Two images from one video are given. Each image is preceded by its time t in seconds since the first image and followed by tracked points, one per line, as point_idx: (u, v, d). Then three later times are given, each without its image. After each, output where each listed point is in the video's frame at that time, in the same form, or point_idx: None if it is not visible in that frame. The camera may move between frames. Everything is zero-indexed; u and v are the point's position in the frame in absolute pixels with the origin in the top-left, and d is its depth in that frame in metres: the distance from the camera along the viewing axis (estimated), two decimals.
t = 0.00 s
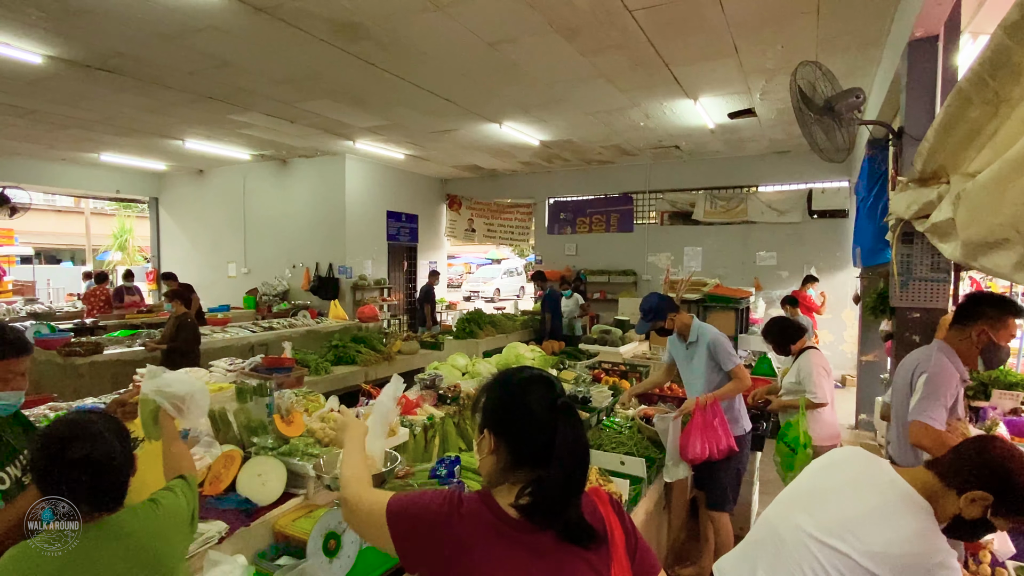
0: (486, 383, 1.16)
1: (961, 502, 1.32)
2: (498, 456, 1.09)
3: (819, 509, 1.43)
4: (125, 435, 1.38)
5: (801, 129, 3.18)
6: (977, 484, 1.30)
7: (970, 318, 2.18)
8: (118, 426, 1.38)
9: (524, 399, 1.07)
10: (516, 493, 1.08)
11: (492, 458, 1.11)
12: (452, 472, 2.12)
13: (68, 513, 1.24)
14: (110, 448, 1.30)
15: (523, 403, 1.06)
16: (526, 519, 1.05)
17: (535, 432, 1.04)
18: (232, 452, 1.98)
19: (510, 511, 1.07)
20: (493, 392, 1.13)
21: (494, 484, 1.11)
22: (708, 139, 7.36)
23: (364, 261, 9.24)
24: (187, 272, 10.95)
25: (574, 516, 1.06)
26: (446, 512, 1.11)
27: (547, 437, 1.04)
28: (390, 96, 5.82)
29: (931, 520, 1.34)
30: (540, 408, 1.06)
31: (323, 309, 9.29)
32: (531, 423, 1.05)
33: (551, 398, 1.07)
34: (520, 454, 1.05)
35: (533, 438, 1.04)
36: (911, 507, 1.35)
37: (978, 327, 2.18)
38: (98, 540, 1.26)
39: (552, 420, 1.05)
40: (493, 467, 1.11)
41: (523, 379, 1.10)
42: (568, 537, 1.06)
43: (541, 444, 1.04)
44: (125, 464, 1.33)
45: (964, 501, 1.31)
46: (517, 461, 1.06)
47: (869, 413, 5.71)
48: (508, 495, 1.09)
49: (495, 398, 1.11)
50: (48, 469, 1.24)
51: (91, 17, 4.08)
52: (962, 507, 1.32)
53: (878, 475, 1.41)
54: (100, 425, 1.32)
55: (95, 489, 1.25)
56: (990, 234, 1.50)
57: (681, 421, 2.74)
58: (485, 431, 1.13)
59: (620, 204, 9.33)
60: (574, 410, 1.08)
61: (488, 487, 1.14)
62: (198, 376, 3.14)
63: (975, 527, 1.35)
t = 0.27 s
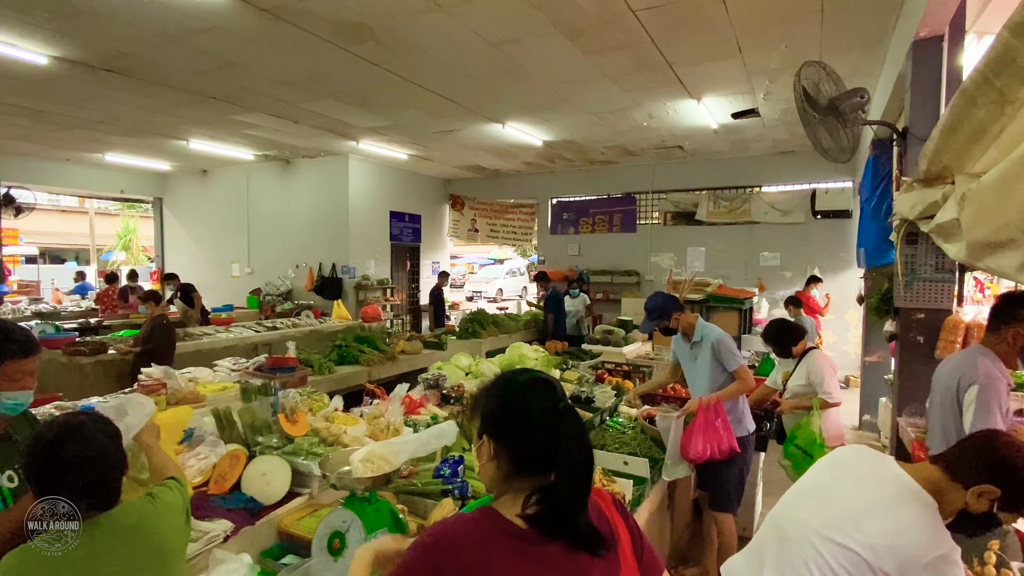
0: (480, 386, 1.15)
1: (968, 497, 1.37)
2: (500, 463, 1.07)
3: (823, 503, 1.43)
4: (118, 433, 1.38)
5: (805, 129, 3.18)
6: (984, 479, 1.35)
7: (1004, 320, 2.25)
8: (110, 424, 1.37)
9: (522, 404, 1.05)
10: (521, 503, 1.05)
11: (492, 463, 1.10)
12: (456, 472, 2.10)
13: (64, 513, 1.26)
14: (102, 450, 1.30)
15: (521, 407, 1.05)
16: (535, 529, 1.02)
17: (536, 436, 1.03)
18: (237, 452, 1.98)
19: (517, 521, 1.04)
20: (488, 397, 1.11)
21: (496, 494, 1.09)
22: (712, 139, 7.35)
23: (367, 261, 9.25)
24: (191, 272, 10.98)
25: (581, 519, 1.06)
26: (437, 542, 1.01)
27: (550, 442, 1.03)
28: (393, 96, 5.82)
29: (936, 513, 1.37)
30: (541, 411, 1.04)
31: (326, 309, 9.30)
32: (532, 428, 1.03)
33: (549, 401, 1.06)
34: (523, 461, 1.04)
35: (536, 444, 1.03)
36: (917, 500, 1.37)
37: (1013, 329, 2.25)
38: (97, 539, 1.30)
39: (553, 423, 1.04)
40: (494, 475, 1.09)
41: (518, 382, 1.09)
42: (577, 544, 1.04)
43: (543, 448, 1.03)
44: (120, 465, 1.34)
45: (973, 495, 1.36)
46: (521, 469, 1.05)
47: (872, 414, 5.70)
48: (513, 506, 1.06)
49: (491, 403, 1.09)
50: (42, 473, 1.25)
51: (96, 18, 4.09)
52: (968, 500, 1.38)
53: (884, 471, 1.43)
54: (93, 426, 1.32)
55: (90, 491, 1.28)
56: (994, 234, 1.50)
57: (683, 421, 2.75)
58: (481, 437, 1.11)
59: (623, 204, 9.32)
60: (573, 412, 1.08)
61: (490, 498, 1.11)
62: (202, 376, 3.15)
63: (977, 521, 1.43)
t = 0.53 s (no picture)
0: (470, 398, 1.15)
1: (979, 494, 1.36)
2: (497, 475, 1.07)
3: (831, 503, 1.42)
4: (124, 431, 1.40)
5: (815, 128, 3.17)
6: (996, 477, 1.34)
7: None
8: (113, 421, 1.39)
9: (513, 414, 1.06)
10: (524, 515, 1.05)
11: (489, 474, 1.10)
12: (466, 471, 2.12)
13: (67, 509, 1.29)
14: (106, 446, 1.32)
15: (512, 415, 1.05)
16: (540, 542, 1.02)
17: (531, 446, 1.03)
18: (248, 451, 2.00)
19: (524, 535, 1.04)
20: (480, 406, 1.11)
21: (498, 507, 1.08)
22: (720, 139, 7.32)
23: (374, 261, 9.28)
24: (201, 272, 11.06)
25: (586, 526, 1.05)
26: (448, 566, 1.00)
27: (546, 450, 1.03)
28: (401, 97, 5.84)
29: (943, 511, 1.36)
30: (533, 420, 1.04)
31: (334, 309, 9.34)
32: (528, 437, 1.04)
33: (541, 408, 1.07)
34: (521, 470, 1.04)
35: (531, 453, 1.03)
36: (923, 497, 1.36)
37: None
38: (100, 535, 1.31)
39: (547, 430, 1.04)
40: (494, 486, 1.09)
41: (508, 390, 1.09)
42: (582, 554, 1.03)
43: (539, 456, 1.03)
44: (125, 460, 1.36)
45: (983, 492, 1.35)
46: (520, 480, 1.04)
47: (883, 415, 5.65)
48: (518, 519, 1.06)
49: (482, 411, 1.09)
50: (49, 466, 1.28)
51: (108, 20, 4.12)
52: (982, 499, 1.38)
53: (891, 469, 1.42)
54: (101, 423, 1.35)
55: (94, 485, 1.30)
56: (1008, 236, 1.49)
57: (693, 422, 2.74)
58: (474, 449, 1.11)
59: (630, 205, 9.30)
60: (566, 417, 1.08)
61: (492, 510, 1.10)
62: (212, 375, 3.17)
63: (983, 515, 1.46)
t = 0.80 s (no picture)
0: (487, 405, 1.13)
1: (1004, 495, 1.36)
2: (522, 486, 1.06)
3: (847, 503, 1.41)
4: (145, 426, 1.41)
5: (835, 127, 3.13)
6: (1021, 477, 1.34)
7: None
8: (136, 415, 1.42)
9: (538, 424, 1.04)
10: (552, 524, 1.05)
11: (514, 484, 1.08)
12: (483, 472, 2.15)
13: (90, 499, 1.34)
14: (120, 441, 1.34)
15: (533, 426, 1.04)
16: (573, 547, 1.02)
17: (557, 456, 1.02)
18: (269, 449, 2.03)
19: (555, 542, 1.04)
20: (498, 416, 1.10)
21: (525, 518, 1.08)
22: (736, 138, 7.26)
23: (389, 261, 9.34)
24: (218, 272, 11.19)
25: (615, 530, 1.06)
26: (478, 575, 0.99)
27: (572, 459, 1.03)
28: (416, 98, 5.87)
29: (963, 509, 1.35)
30: (557, 429, 1.04)
31: (349, 308, 9.41)
32: (555, 447, 1.02)
33: (562, 415, 1.06)
34: (547, 481, 1.03)
35: (557, 463, 1.02)
36: (941, 495, 1.35)
37: None
38: (112, 528, 1.33)
39: (573, 438, 1.04)
40: (518, 497, 1.08)
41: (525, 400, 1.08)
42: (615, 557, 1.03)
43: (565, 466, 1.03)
44: (142, 455, 1.37)
45: (1009, 494, 1.35)
46: (546, 490, 1.04)
47: (903, 418, 5.57)
48: (548, 527, 1.06)
49: (501, 421, 1.08)
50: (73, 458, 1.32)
51: (129, 24, 4.19)
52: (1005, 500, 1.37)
53: (909, 468, 1.42)
54: (122, 415, 1.38)
55: (111, 478, 1.32)
56: None
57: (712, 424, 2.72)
58: (499, 461, 1.09)
59: (645, 204, 9.26)
60: (589, 420, 1.09)
61: (517, 520, 1.09)
62: (231, 373, 3.21)
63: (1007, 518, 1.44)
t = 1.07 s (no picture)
0: (522, 409, 1.14)
1: None
2: (557, 490, 1.08)
3: (876, 506, 1.39)
4: (178, 419, 1.46)
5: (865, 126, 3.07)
6: None
7: None
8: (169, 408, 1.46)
9: (575, 430, 1.05)
10: (589, 526, 1.08)
11: (549, 489, 1.09)
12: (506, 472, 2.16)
13: (127, 489, 1.38)
14: (156, 434, 1.38)
15: (568, 432, 1.05)
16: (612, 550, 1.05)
17: (592, 463, 1.03)
18: (297, 447, 2.06)
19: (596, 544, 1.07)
20: (532, 420, 1.11)
21: (561, 520, 1.10)
22: (761, 137, 7.16)
23: (410, 262, 9.41)
24: (244, 272, 11.40)
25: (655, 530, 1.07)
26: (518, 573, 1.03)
27: (608, 464, 1.04)
28: (438, 100, 5.92)
29: (993, 513, 1.32)
30: (593, 435, 1.04)
31: (371, 308, 9.50)
32: (592, 454, 1.04)
33: (596, 421, 1.06)
34: (583, 488, 1.05)
35: (598, 470, 1.03)
36: (972, 498, 1.32)
37: None
38: (152, 517, 1.37)
39: (609, 445, 1.05)
40: (554, 501, 1.09)
41: (559, 405, 1.08)
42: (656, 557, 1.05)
43: (601, 472, 1.04)
44: (177, 448, 1.42)
45: None
46: (582, 495, 1.05)
47: (933, 423, 5.43)
48: (586, 530, 1.08)
49: (535, 426, 1.09)
50: (112, 452, 1.37)
51: (160, 30, 4.30)
52: None
53: (938, 468, 1.39)
54: (158, 411, 1.42)
55: (145, 474, 1.36)
56: None
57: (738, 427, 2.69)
58: (535, 464, 1.10)
59: (667, 204, 9.18)
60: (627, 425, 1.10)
61: (553, 522, 1.12)
62: (259, 372, 3.27)
63: None
